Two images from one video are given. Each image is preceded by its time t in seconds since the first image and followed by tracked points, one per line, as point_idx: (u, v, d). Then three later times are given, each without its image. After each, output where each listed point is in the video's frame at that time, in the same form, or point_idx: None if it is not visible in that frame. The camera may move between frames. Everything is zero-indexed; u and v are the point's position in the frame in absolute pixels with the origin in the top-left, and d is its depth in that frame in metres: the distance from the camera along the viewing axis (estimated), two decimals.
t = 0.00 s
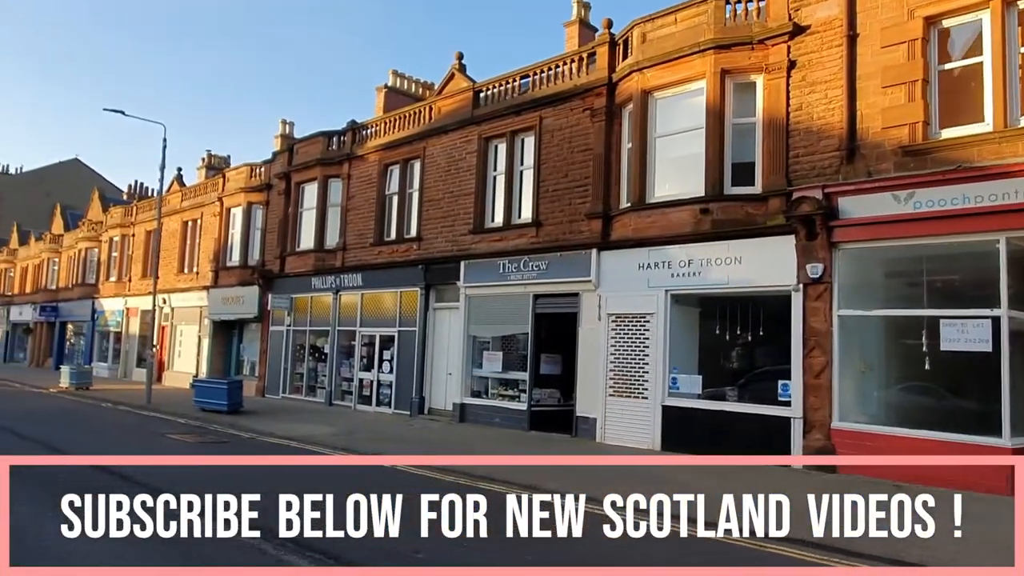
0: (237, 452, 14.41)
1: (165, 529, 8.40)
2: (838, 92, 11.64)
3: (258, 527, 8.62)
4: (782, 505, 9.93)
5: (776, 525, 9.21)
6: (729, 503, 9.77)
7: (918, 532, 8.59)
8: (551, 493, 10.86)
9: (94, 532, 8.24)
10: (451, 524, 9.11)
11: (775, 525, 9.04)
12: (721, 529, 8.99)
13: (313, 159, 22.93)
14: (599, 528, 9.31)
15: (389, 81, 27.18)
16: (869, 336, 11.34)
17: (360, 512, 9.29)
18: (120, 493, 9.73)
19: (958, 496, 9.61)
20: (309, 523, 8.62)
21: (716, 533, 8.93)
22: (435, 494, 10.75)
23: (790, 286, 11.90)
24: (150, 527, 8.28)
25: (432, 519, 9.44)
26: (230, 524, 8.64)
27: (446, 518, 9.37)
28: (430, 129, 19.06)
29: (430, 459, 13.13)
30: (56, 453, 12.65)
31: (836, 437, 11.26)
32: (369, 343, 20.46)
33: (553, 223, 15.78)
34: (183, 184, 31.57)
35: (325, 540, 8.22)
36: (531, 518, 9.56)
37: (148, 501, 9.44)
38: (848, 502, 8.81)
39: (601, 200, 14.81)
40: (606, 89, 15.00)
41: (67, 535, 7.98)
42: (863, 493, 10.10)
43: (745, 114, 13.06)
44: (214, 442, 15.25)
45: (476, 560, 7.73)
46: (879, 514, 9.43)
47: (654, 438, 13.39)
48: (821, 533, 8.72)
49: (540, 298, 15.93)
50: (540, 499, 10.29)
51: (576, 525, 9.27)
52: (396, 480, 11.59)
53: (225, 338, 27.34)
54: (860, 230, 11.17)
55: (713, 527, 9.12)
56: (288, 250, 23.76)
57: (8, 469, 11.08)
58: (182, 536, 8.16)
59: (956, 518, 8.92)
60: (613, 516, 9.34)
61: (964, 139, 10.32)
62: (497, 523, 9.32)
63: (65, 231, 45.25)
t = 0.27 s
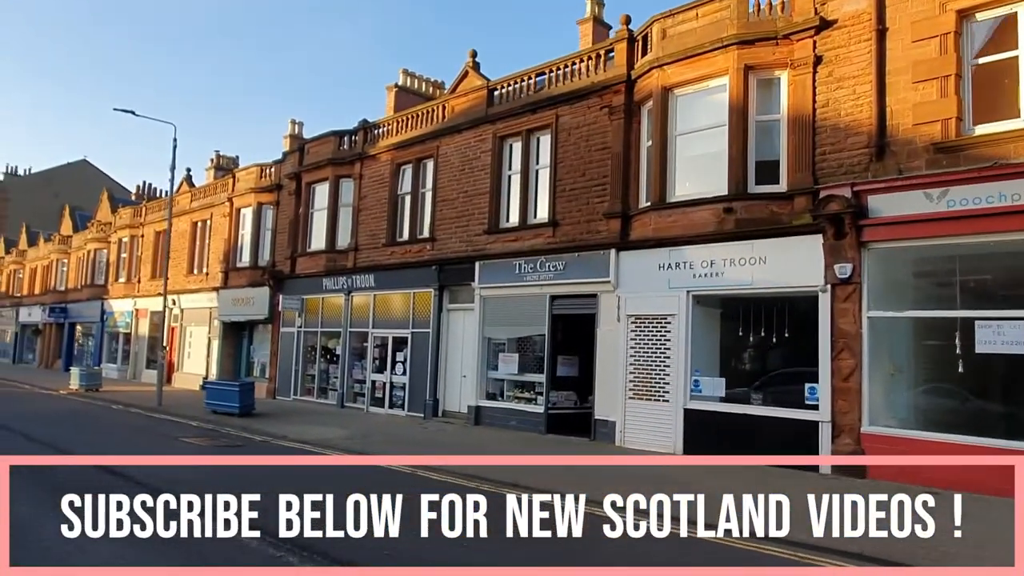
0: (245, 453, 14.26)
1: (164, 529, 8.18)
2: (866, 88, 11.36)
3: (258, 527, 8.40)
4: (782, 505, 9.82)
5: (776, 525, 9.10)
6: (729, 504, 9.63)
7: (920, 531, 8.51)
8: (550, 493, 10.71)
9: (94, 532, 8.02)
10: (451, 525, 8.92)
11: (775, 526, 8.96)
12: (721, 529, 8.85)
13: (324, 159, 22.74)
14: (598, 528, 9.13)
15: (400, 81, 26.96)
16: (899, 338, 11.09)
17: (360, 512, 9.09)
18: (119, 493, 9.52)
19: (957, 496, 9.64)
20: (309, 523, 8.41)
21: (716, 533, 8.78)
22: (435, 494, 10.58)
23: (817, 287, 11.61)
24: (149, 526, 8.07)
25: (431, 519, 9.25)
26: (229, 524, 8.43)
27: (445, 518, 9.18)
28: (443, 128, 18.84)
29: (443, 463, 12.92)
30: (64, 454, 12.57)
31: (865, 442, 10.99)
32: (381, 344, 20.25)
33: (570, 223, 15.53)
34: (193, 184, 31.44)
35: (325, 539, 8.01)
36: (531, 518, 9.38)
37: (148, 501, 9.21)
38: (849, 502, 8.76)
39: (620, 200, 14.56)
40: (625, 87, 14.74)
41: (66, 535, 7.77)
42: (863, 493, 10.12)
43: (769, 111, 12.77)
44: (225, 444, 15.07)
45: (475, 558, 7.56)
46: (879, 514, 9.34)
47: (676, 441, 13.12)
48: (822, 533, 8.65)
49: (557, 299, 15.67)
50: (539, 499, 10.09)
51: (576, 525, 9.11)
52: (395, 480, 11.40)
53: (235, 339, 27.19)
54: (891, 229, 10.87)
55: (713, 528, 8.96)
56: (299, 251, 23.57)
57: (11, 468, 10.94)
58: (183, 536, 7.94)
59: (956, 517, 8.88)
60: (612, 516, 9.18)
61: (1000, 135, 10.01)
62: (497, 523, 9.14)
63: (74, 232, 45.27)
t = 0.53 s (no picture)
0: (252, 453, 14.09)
1: (163, 529, 8.01)
2: (893, 81, 11.11)
3: (258, 526, 8.20)
4: (782, 505, 9.58)
5: (777, 524, 8.83)
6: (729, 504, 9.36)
7: (922, 532, 8.31)
8: (549, 493, 10.48)
9: (94, 532, 7.88)
10: (451, 524, 8.64)
11: (775, 526, 8.66)
12: (720, 529, 8.59)
13: (334, 157, 22.55)
14: (597, 528, 8.81)
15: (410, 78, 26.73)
16: (926, 337, 10.86)
17: (360, 512, 8.84)
18: (120, 493, 9.35)
19: (957, 496, 9.51)
20: (309, 522, 8.20)
21: (716, 533, 8.51)
22: (435, 494, 10.28)
23: (843, 284, 11.35)
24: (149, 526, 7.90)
25: (431, 519, 8.97)
26: (228, 524, 8.24)
27: (445, 518, 8.89)
28: (456, 125, 18.63)
29: (457, 463, 12.73)
30: (71, 454, 12.47)
31: (893, 443, 10.73)
32: (393, 344, 20.05)
33: (586, 221, 15.30)
34: (201, 184, 31.31)
35: (325, 539, 7.79)
36: (530, 518, 9.08)
37: (149, 501, 9.02)
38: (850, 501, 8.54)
39: (637, 197, 14.32)
40: (642, 82, 14.50)
41: (66, 535, 7.63)
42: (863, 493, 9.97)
43: (792, 105, 12.52)
44: (235, 445, 14.91)
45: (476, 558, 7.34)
46: (879, 514, 9.14)
47: (697, 442, 12.87)
48: (822, 533, 8.37)
49: (572, 298, 15.44)
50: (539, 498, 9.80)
51: (575, 524, 8.78)
52: (396, 480, 11.13)
53: (244, 339, 27.03)
54: (920, 225, 10.63)
55: (712, 527, 8.70)
56: (308, 250, 23.39)
57: (15, 469, 10.82)
58: (182, 536, 7.76)
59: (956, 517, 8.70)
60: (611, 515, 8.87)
61: None
62: (496, 523, 8.83)
63: (82, 232, 45.24)
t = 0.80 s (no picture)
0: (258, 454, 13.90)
1: (164, 529, 7.82)
2: (915, 76, 10.87)
3: (258, 526, 7.98)
4: (781, 505, 9.40)
5: (776, 524, 8.64)
6: (727, 504, 9.16)
7: (923, 532, 8.22)
8: (550, 493, 10.28)
9: (93, 531, 7.69)
10: (451, 524, 8.42)
11: (775, 526, 8.49)
12: (721, 529, 8.40)
13: (340, 156, 22.35)
14: (597, 528, 8.59)
15: (416, 77, 26.48)
16: (948, 338, 10.65)
17: (359, 512, 8.62)
18: (120, 493, 9.15)
19: (957, 496, 9.54)
20: (309, 522, 7.99)
21: (716, 533, 8.31)
22: (435, 494, 10.05)
23: (864, 284, 11.11)
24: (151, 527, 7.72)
25: (431, 519, 8.74)
26: (230, 524, 8.05)
27: (445, 518, 8.66)
28: (464, 123, 18.42)
29: (467, 465, 12.52)
30: (75, 454, 12.30)
31: (917, 446, 10.48)
32: (401, 344, 19.85)
33: (598, 220, 15.07)
34: (206, 183, 31.13)
35: (329, 540, 7.58)
36: (531, 518, 8.85)
37: (149, 501, 8.82)
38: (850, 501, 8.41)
39: (651, 195, 14.08)
40: (655, 78, 14.26)
41: (67, 535, 7.44)
42: (862, 493, 9.93)
43: (811, 101, 12.28)
44: (241, 446, 14.72)
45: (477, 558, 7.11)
46: (879, 514, 9.04)
47: (712, 443, 12.63)
48: (823, 533, 8.21)
49: (585, 298, 15.22)
50: (539, 498, 9.56)
51: (576, 524, 8.54)
52: (400, 481, 10.91)
53: (251, 339, 26.85)
54: (944, 223, 10.37)
55: (712, 527, 8.49)
56: (315, 250, 23.19)
57: (17, 469, 10.65)
58: (183, 536, 7.56)
59: (955, 518, 8.65)
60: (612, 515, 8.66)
61: None
62: (496, 524, 8.60)
63: (87, 232, 45.13)
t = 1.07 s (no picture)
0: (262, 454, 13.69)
1: (164, 529, 7.61)
2: (935, 67, 10.63)
3: (258, 527, 7.76)
4: (781, 504, 9.11)
5: (776, 524, 8.35)
6: (726, 504, 8.87)
7: (925, 532, 7.91)
8: (550, 492, 10.06)
9: (93, 531, 7.47)
10: (450, 524, 8.18)
11: (775, 526, 8.20)
12: (720, 529, 8.11)
13: (344, 153, 22.13)
14: (596, 528, 8.33)
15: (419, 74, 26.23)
16: (965, 335, 10.42)
17: (360, 512, 8.39)
18: (120, 493, 8.94)
19: (956, 496, 9.35)
20: (309, 522, 7.76)
21: (716, 534, 8.01)
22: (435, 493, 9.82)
23: (883, 281, 10.88)
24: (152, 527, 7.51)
25: (431, 519, 8.51)
26: (230, 523, 7.83)
27: (445, 518, 8.43)
28: (470, 120, 18.20)
29: (474, 465, 12.30)
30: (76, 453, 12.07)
31: (938, 446, 10.23)
32: (406, 344, 19.62)
33: (607, 216, 14.84)
34: (208, 182, 30.92)
35: (337, 540, 7.36)
36: (530, 518, 8.59)
37: (149, 501, 8.59)
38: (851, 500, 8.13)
39: (662, 191, 13.85)
40: (666, 72, 14.03)
41: (66, 535, 7.22)
42: (861, 493, 9.63)
43: (826, 94, 12.04)
44: (245, 446, 14.50)
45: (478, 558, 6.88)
46: (879, 514, 8.74)
47: (726, 444, 12.39)
48: (822, 533, 7.91)
49: (594, 296, 14.99)
50: (539, 497, 9.30)
51: (576, 525, 8.30)
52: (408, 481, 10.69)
53: (253, 339, 26.62)
54: (965, 218, 10.12)
55: (712, 528, 8.21)
56: (318, 248, 22.97)
57: (17, 469, 10.44)
58: (183, 536, 7.34)
59: (956, 518, 8.35)
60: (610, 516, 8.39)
61: None
62: (496, 523, 8.36)
63: (88, 232, 44.92)
